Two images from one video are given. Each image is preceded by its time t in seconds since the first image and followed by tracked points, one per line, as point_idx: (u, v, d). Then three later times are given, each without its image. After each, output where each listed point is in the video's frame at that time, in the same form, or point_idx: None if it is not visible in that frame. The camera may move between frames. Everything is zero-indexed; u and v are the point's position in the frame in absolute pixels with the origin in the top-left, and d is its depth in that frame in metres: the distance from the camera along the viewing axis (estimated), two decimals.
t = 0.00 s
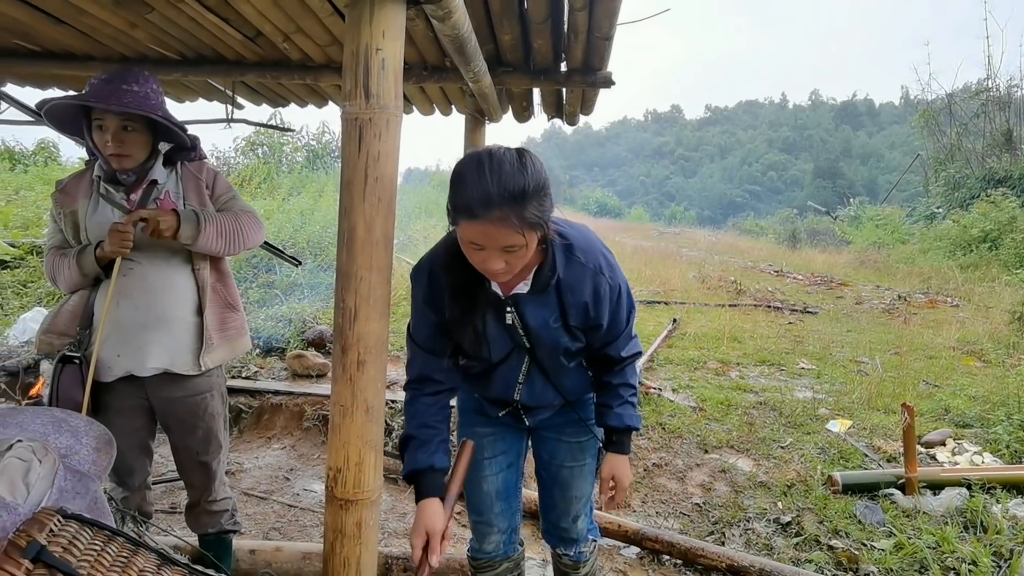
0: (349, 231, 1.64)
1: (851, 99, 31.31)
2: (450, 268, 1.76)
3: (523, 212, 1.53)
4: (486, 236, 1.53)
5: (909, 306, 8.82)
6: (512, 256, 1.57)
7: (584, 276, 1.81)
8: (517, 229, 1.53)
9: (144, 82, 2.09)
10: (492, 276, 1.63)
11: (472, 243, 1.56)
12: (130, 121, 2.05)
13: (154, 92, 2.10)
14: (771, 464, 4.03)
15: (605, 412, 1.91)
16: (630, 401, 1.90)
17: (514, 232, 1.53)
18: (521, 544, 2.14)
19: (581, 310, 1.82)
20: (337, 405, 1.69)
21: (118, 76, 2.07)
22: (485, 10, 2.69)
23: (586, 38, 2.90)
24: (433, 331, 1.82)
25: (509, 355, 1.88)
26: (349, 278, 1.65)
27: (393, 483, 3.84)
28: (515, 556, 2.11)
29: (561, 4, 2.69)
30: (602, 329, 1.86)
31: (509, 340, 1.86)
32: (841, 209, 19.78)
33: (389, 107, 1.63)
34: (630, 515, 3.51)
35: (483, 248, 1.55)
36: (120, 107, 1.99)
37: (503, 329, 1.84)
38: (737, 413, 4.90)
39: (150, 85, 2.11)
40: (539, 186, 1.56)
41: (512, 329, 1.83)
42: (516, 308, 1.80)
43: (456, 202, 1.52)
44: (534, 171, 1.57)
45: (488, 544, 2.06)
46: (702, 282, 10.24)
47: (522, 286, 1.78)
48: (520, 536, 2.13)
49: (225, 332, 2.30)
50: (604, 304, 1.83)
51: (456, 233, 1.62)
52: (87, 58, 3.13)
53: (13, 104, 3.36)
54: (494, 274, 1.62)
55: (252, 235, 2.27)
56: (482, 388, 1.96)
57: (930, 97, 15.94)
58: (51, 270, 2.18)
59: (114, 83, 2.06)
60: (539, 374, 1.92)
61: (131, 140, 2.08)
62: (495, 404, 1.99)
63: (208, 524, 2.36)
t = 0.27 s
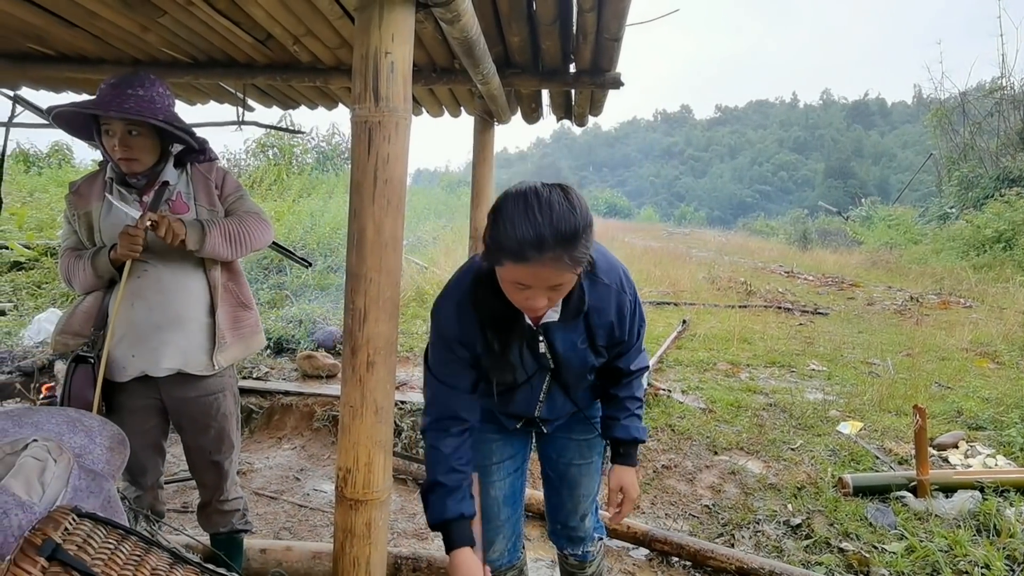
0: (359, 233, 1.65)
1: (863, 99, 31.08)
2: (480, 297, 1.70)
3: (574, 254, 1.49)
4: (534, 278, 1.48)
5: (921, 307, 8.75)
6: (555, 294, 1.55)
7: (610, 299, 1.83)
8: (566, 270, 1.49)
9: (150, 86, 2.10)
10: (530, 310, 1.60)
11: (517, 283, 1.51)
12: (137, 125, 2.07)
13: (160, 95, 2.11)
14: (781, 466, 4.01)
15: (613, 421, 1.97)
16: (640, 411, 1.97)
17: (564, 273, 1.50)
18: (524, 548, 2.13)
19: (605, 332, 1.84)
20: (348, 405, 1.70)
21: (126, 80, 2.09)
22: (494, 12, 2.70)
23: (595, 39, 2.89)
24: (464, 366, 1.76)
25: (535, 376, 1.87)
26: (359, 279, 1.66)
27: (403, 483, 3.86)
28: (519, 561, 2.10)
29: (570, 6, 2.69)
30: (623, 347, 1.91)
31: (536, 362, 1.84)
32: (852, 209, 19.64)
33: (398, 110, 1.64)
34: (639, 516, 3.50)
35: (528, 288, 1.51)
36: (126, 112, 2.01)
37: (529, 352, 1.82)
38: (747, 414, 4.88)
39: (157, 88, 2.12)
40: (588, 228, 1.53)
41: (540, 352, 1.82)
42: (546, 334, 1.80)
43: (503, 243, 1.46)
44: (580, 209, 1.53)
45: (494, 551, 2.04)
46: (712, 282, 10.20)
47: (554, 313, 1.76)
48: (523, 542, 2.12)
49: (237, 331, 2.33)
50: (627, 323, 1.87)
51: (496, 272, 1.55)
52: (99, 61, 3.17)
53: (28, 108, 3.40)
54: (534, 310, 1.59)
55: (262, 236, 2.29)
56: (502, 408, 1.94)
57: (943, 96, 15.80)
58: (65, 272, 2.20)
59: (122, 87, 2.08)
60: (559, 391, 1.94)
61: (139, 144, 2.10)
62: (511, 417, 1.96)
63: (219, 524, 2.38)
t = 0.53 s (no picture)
0: (361, 233, 1.65)
1: (866, 99, 31.03)
2: (501, 345, 1.68)
3: (606, 311, 1.50)
4: (568, 335, 1.48)
5: (925, 307, 8.73)
6: (585, 347, 1.55)
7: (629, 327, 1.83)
8: (597, 325, 1.49)
9: (154, 84, 2.11)
10: (558, 364, 1.59)
11: (551, 342, 1.51)
12: (140, 123, 2.07)
13: (164, 94, 2.12)
14: (784, 466, 4.01)
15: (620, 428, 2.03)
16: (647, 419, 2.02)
17: (595, 328, 1.49)
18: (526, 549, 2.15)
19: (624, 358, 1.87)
20: (350, 405, 1.70)
21: (131, 79, 2.10)
22: (497, 12, 2.70)
23: (598, 39, 2.89)
24: (492, 417, 1.76)
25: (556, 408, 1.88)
26: (362, 279, 1.66)
27: (405, 484, 3.86)
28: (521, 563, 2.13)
29: (573, 6, 2.69)
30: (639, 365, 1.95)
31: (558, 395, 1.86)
32: (856, 209, 19.60)
33: (401, 110, 1.64)
34: (642, 516, 3.50)
35: (560, 345, 1.51)
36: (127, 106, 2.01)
37: (551, 390, 1.84)
38: (750, 415, 4.87)
39: (161, 87, 2.13)
40: (617, 282, 1.53)
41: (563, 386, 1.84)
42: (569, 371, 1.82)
43: (537, 302, 1.44)
44: (610, 262, 1.53)
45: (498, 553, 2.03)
46: (715, 283, 10.19)
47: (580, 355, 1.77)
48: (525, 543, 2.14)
49: (239, 333, 2.33)
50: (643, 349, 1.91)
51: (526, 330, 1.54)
52: (103, 61, 3.17)
53: (32, 109, 3.41)
54: (562, 365, 1.59)
55: (266, 240, 2.28)
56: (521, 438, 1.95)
57: (946, 96, 15.75)
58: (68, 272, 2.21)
59: (126, 86, 2.09)
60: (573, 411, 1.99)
61: (142, 142, 2.11)
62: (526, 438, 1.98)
63: (223, 523, 2.38)
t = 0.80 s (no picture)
0: (363, 233, 1.66)
1: (868, 98, 30.99)
2: (522, 393, 1.64)
3: (629, 349, 1.51)
4: (593, 377, 1.48)
5: (927, 307, 8.71)
6: (608, 389, 1.55)
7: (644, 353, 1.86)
8: (620, 366, 1.50)
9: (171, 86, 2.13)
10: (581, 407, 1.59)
11: (577, 386, 1.51)
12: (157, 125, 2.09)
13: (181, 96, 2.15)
14: (785, 466, 4.01)
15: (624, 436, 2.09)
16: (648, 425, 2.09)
17: (618, 369, 1.50)
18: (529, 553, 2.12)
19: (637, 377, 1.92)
20: (352, 405, 1.70)
21: (146, 80, 2.10)
22: (498, 12, 2.70)
23: (599, 39, 2.89)
24: (520, 466, 1.73)
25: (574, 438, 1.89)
26: (364, 278, 1.66)
27: (407, 483, 3.86)
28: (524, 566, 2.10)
29: (574, 6, 2.69)
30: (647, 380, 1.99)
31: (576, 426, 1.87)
32: (858, 209, 19.57)
33: (402, 110, 1.64)
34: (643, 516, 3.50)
35: (585, 387, 1.51)
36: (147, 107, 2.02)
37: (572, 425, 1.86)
38: (751, 414, 4.86)
39: (177, 90, 2.15)
40: (637, 319, 1.55)
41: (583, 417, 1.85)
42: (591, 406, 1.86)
43: (562, 347, 1.45)
44: (627, 304, 1.56)
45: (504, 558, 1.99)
46: (716, 282, 10.18)
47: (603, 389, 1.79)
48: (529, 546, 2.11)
49: (240, 333, 2.34)
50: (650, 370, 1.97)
51: (550, 378, 1.53)
52: (105, 62, 3.18)
53: (34, 109, 3.42)
54: (586, 408, 1.59)
55: (266, 242, 2.29)
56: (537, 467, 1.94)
57: (948, 95, 15.72)
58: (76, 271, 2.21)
59: (141, 85, 2.09)
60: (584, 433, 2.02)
61: (157, 143, 2.12)
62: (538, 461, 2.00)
63: (225, 522, 2.39)
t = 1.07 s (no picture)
0: (363, 232, 1.66)
1: (869, 98, 30.98)
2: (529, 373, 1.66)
3: (643, 330, 1.53)
4: (607, 355, 1.49)
5: (927, 306, 8.71)
6: (620, 367, 1.55)
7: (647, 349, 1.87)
8: (633, 344, 1.50)
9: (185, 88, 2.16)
10: (591, 387, 1.59)
11: (590, 365, 1.51)
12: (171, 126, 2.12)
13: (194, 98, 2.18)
14: (785, 465, 4.01)
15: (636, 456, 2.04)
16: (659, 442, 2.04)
17: (631, 347, 1.50)
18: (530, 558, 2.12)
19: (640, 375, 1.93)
20: (352, 403, 1.70)
21: (162, 80, 2.12)
22: (498, 12, 2.70)
23: (599, 39, 2.89)
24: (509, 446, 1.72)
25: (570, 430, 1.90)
26: (364, 278, 1.67)
27: (407, 482, 3.87)
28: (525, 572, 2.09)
29: (574, 6, 2.69)
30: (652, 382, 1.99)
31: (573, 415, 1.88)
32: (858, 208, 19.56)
33: (403, 110, 1.64)
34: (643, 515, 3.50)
35: (597, 367, 1.52)
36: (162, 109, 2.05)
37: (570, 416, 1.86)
38: (751, 414, 4.86)
39: (190, 93, 2.17)
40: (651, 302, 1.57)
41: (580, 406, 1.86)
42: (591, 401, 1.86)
43: (576, 325, 1.46)
44: (641, 284, 1.56)
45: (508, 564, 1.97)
46: (716, 282, 10.18)
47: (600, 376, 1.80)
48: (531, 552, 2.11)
49: (240, 332, 2.34)
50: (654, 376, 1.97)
51: (562, 353, 1.54)
52: (106, 62, 3.19)
53: (35, 108, 3.42)
54: (595, 387, 1.59)
55: (261, 242, 2.29)
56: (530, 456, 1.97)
57: (949, 95, 15.71)
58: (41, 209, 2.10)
59: (155, 85, 2.11)
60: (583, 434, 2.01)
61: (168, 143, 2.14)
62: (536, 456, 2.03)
63: (225, 522, 2.39)
